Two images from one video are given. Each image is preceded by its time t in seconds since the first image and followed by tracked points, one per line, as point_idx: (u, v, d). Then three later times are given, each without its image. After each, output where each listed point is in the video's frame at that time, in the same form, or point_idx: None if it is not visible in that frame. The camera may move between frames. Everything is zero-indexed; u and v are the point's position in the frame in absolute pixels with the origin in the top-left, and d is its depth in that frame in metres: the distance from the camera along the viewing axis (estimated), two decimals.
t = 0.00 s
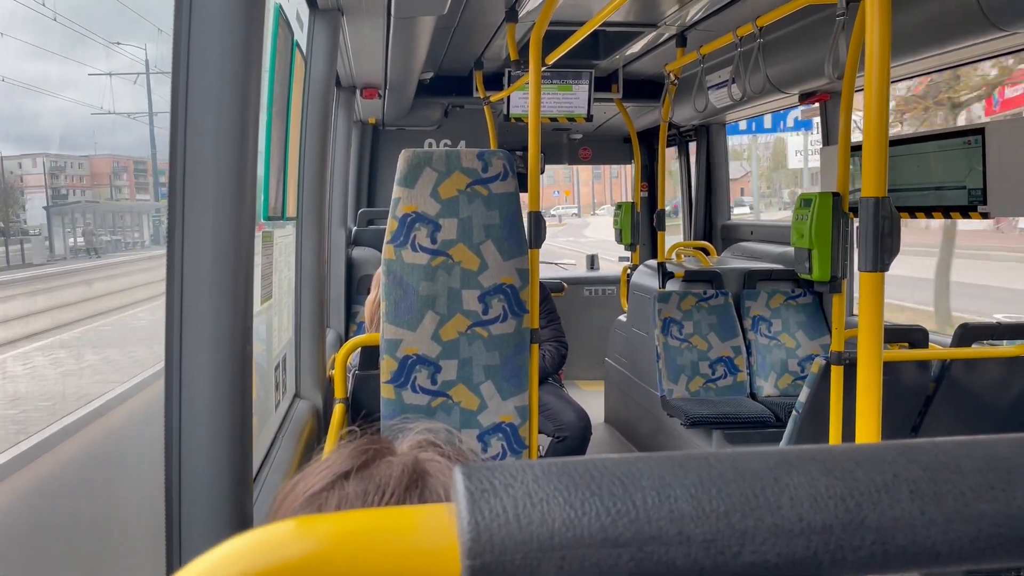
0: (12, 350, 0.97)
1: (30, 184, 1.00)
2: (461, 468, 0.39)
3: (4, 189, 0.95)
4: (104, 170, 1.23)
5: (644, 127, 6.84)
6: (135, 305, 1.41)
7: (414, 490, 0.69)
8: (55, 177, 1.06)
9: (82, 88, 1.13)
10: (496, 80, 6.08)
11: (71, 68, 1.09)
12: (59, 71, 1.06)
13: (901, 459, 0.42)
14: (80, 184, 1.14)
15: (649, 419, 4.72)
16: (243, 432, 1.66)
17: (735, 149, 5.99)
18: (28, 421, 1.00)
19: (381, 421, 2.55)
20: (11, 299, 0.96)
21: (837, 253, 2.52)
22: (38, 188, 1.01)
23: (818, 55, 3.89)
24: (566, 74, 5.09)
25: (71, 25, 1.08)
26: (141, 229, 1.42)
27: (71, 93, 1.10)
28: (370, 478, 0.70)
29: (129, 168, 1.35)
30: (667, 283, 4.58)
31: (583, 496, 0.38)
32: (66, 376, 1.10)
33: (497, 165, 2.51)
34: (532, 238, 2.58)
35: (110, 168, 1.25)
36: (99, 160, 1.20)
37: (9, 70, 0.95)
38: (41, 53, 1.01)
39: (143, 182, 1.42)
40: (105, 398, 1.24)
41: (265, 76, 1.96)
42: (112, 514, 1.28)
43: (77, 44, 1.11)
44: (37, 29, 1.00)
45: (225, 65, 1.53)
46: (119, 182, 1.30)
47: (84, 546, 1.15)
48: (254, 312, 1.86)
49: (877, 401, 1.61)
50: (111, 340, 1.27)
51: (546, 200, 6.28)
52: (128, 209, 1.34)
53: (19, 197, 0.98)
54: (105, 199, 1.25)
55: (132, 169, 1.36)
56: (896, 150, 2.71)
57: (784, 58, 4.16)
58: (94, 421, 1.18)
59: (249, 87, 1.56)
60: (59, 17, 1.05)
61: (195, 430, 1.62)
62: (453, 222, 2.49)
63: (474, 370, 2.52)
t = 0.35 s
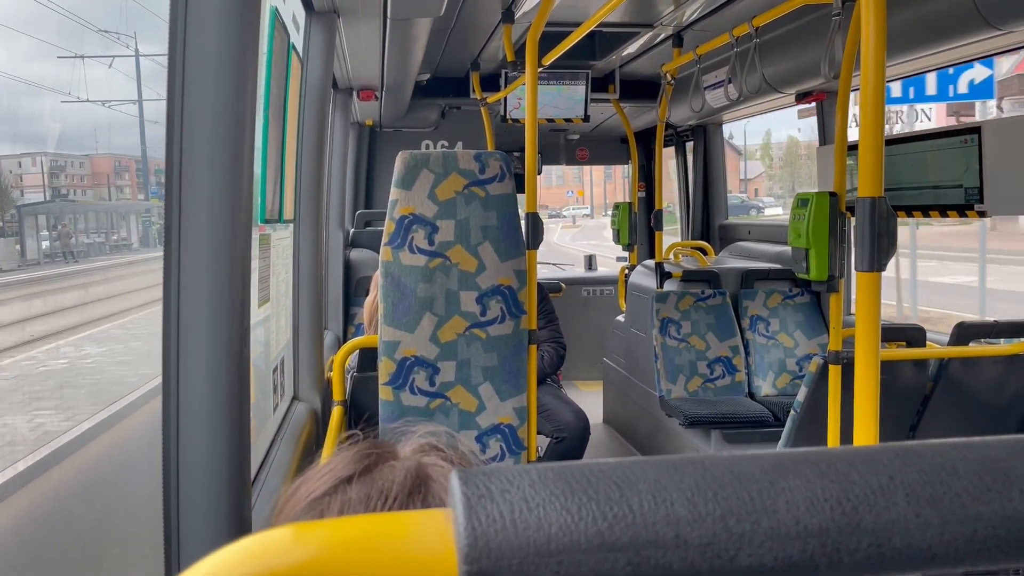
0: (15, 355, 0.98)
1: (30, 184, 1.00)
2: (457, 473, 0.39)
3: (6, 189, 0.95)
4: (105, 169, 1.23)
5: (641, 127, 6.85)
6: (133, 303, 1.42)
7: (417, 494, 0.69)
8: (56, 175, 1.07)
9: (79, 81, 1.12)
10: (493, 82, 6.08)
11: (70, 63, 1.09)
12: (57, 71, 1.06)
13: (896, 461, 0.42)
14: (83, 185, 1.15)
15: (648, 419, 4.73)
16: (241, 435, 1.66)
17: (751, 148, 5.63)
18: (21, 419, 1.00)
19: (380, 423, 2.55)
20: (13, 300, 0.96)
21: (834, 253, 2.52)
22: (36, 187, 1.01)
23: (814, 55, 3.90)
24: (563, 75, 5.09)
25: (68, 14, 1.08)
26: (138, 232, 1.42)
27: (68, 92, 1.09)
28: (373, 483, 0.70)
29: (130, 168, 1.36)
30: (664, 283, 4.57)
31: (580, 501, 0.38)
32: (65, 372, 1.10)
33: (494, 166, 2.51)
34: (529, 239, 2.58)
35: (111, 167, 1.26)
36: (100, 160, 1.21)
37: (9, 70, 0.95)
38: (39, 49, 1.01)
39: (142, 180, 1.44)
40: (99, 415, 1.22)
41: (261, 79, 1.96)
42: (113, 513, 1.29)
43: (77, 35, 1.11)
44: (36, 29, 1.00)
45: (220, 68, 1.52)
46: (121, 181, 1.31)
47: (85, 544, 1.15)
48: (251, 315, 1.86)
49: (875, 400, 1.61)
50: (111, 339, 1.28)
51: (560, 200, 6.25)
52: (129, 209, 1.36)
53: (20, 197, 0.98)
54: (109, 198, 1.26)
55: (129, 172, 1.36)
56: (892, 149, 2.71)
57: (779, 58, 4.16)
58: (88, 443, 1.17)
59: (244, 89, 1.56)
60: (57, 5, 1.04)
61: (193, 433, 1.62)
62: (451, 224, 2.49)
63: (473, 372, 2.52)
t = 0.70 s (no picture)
0: (15, 361, 0.98)
1: (30, 186, 1.01)
2: (463, 470, 0.39)
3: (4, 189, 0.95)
4: (106, 167, 1.23)
5: (640, 126, 6.85)
6: (135, 302, 1.42)
7: (413, 493, 0.69)
8: (55, 174, 1.07)
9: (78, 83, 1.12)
10: (492, 81, 6.08)
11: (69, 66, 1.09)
12: (56, 74, 1.06)
13: (902, 455, 0.42)
14: (82, 184, 1.15)
15: (649, 418, 4.73)
16: (243, 436, 1.66)
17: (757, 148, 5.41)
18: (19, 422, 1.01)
19: (381, 423, 2.55)
20: (16, 303, 0.96)
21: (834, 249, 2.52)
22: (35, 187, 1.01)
23: (813, 52, 3.89)
24: (562, 74, 5.09)
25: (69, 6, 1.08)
26: (139, 232, 1.42)
27: (67, 95, 1.09)
28: (369, 482, 0.69)
29: (130, 166, 1.36)
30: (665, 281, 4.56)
31: (585, 496, 0.38)
32: (64, 371, 1.11)
33: (494, 166, 2.51)
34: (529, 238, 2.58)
35: (113, 166, 1.26)
36: (99, 158, 1.20)
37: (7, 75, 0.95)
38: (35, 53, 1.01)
39: (144, 178, 1.44)
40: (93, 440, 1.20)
41: (260, 79, 1.95)
42: (115, 513, 1.29)
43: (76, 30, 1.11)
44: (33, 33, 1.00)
45: (219, 68, 1.52)
46: (123, 180, 1.31)
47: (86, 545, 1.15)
48: (251, 316, 1.85)
49: (876, 396, 1.61)
50: (111, 339, 1.28)
51: (573, 201, 6.71)
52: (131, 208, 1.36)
53: (17, 197, 0.98)
54: (110, 198, 1.26)
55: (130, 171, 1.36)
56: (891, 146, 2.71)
57: (779, 56, 4.16)
58: (81, 470, 1.14)
59: (244, 89, 1.56)
60: None
61: (195, 434, 1.61)
62: (451, 224, 2.49)
63: (474, 371, 2.52)
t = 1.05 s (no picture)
0: (11, 369, 0.98)
1: (29, 188, 1.00)
2: (465, 473, 0.39)
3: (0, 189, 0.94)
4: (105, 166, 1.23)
5: (640, 129, 6.86)
6: (134, 305, 1.41)
7: (412, 496, 0.69)
8: (51, 174, 1.05)
9: (79, 85, 1.12)
10: (491, 85, 6.09)
11: (71, 68, 1.09)
12: (54, 74, 1.04)
13: (905, 459, 0.42)
14: (79, 184, 1.13)
15: (648, 421, 4.72)
16: (244, 439, 1.66)
17: (770, 149, 5.26)
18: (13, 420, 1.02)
19: (380, 426, 2.54)
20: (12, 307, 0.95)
21: (834, 253, 2.51)
22: (29, 187, 1.00)
23: (812, 56, 3.90)
24: (561, 78, 5.09)
25: (71, 6, 1.08)
26: (139, 234, 1.42)
27: (65, 96, 1.08)
28: (368, 485, 0.69)
29: (131, 167, 1.36)
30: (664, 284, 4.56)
31: (588, 500, 0.38)
32: (62, 371, 1.10)
33: (494, 169, 2.51)
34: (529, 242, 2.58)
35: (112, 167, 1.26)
36: (96, 157, 1.18)
37: (1, 77, 0.93)
38: (33, 54, 0.99)
39: (144, 181, 1.44)
40: (93, 461, 1.19)
41: (261, 82, 1.95)
42: (115, 514, 1.28)
43: (78, 23, 1.10)
44: (29, 36, 0.98)
45: (220, 71, 1.52)
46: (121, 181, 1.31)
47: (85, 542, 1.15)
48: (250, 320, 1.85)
49: (877, 399, 1.61)
50: (111, 341, 1.27)
51: (579, 203, 6.78)
52: (130, 210, 1.35)
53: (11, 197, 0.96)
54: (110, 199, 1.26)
55: (130, 172, 1.36)
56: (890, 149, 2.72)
57: (778, 59, 4.17)
58: (81, 496, 1.15)
59: (245, 92, 1.56)
60: None
61: (194, 436, 1.61)
62: (451, 226, 2.49)
63: (474, 374, 2.52)
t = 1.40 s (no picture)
0: (16, 373, 0.98)
1: (26, 188, 0.99)
2: (464, 475, 0.39)
3: None
4: (102, 166, 1.22)
5: (641, 130, 6.86)
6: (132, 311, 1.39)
7: (410, 497, 0.69)
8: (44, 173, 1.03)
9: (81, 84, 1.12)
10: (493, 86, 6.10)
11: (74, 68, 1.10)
12: (56, 73, 1.05)
13: (902, 462, 0.42)
14: (74, 183, 1.12)
15: (648, 422, 4.73)
16: (243, 439, 1.66)
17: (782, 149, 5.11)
18: (15, 427, 1.01)
19: (380, 426, 2.55)
20: (13, 310, 0.95)
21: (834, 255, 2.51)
22: (32, 186, 1.00)
23: (813, 59, 3.91)
24: (562, 79, 5.10)
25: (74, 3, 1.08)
26: (140, 232, 1.42)
27: (65, 96, 1.08)
28: (366, 486, 0.69)
29: (130, 165, 1.36)
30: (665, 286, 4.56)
31: (587, 502, 0.39)
32: (61, 374, 1.09)
33: (495, 170, 2.51)
34: (530, 243, 2.58)
35: (110, 165, 1.26)
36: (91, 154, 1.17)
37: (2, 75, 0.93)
38: (32, 54, 0.99)
39: (141, 180, 1.42)
40: (95, 485, 1.21)
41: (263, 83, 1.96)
42: (112, 515, 1.29)
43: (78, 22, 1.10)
44: (29, 35, 0.98)
45: (222, 70, 1.53)
46: (117, 180, 1.30)
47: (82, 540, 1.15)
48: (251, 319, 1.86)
49: (876, 402, 1.61)
50: (111, 345, 1.27)
51: (584, 204, 6.80)
52: (125, 209, 1.34)
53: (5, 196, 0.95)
54: (105, 199, 1.26)
55: (130, 170, 1.36)
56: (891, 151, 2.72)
57: (779, 61, 4.17)
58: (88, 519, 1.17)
59: (247, 92, 1.56)
60: None
61: (195, 436, 1.61)
62: (452, 227, 2.49)
63: (474, 375, 2.52)
